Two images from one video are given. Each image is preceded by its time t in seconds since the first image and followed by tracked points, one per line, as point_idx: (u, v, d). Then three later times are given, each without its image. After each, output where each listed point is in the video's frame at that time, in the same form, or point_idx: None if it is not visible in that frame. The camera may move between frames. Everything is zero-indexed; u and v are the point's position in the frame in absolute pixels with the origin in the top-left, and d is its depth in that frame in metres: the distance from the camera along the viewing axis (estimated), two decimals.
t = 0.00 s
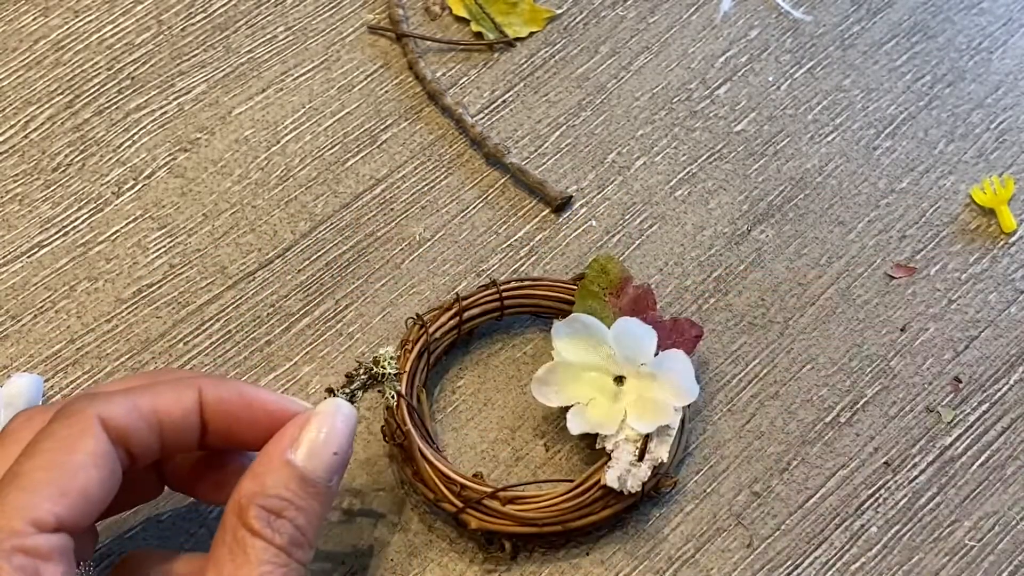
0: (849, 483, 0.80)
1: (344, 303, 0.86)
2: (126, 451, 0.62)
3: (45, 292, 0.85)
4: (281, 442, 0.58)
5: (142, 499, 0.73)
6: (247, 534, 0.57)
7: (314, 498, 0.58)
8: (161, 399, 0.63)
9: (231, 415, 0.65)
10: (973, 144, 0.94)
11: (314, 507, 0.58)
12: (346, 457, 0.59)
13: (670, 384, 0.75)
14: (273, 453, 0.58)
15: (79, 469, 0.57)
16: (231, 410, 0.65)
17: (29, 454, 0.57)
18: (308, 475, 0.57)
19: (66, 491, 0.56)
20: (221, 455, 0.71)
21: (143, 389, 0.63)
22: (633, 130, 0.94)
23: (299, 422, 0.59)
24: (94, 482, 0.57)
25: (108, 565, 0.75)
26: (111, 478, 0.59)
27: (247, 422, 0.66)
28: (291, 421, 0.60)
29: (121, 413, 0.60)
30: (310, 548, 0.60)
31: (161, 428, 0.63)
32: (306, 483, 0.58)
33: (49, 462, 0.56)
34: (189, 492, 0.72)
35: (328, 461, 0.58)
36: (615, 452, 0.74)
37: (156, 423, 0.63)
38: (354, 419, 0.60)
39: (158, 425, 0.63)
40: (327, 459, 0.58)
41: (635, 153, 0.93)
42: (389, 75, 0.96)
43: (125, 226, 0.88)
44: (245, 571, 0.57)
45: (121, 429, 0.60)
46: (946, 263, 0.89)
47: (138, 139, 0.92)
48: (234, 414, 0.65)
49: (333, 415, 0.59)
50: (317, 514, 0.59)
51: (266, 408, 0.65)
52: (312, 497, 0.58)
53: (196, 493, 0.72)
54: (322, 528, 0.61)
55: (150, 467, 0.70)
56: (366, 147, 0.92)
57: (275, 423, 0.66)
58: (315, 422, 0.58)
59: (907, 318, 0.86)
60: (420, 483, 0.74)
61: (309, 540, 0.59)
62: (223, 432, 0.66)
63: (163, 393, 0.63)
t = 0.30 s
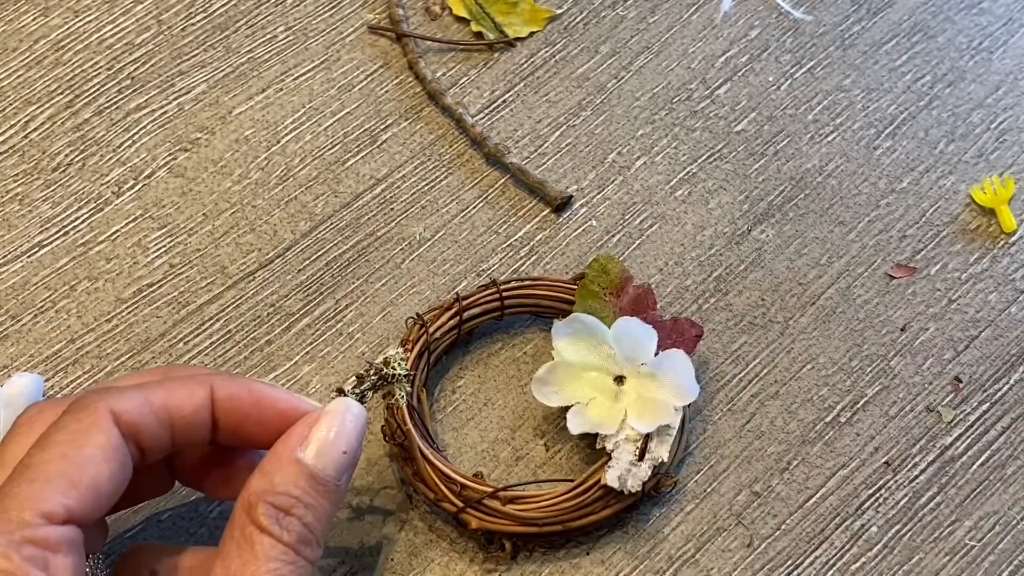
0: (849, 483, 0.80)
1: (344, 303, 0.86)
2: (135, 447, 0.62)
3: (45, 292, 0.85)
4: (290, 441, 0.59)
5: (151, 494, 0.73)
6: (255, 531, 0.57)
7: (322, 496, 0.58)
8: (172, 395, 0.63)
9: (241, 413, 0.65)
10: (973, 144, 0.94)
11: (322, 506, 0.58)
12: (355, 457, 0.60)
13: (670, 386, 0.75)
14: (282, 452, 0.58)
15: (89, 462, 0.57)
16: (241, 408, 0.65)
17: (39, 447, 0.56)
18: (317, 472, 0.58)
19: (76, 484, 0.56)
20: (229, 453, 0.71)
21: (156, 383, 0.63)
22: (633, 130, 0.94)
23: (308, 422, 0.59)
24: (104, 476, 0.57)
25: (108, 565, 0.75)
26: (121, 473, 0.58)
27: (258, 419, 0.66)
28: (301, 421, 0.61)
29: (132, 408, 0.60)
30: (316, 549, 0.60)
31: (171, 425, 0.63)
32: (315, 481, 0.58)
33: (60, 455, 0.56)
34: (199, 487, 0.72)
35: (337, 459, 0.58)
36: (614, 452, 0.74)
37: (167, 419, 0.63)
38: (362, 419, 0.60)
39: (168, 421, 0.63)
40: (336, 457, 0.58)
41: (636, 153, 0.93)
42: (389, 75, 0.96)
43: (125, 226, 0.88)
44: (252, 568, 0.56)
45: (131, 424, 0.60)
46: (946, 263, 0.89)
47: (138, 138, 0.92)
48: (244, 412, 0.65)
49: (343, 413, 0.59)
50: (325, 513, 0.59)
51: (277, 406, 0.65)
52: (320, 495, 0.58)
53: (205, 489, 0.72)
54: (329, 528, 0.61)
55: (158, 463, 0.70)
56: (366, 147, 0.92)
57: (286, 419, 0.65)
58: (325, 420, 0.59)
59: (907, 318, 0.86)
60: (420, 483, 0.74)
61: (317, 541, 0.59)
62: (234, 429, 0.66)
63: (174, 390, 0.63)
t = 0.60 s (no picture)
0: (849, 483, 0.80)
1: (344, 303, 0.86)
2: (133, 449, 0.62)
3: (45, 292, 0.85)
4: (288, 443, 0.58)
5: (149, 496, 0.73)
6: (253, 532, 0.57)
7: (321, 498, 0.58)
8: (170, 398, 0.63)
9: (239, 416, 0.65)
10: (974, 144, 0.94)
11: (320, 507, 0.58)
12: (352, 458, 0.59)
13: (671, 386, 0.75)
14: (280, 454, 0.58)
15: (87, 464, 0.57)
16: (239, 411, 0.65)
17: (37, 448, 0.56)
18: (315, 474, 0.58)
19: (76, 484, 0.56)
20: (226, 455, 0.71)
21: (153, 386, 0.63)
22: (633, 130, 0.94)
23: (306, 423, 0.59)
24: (104, 476, 0.57)
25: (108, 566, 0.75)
26: (119, 474, 0.59)
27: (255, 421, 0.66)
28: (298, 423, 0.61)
29: (130, 410, 0.61)
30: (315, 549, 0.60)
31: (169, 427, 0.63)
32: (313, 483, 0.58)
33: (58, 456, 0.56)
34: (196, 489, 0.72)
35: (335, 461, 0.58)
36: (614, 452, 0.74)
37: (165, 421, 0.63)
38: (359, 421, 0.60)
39: (166, 424, 0.63)
40: (333, 459, 0.58)
41: (636, 154, 0.93)
42: (389, 75, 0.96)
43: (125, 226, 0.88)
44: (251, 569, 0.56)
45: (130, 426, 0.60)
46: (946, 263, 0.89)
47: (138, 139, 0.92)
48: (241, 414, 0.65)
49: (340, 415, 0.59)
50: (323, 514, 0.59)
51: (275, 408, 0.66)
52: (319, 496, 0.58)
53: (201, 491, 0.72)
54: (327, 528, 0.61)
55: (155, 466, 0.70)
56: (366, 147, 0.92)
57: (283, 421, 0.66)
58: (323, 423, 0.58)
59: (907, 318, 0.86)
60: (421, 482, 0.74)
61: (315, 541, 0.59)
62: (231, 432, 0.66)
63: (173, 393, 0.63)
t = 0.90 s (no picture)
0: (849, 483, 0.80)
1: (344, 303, 0.86)
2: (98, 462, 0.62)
3: (45, 292, 0.85)
4: (253, 451, 0.58)
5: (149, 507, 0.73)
6: (217, 543, 0.57)
7: (287, 505, 0.58)
8: (132, 410, 0.63)
9: (203, 425, 0.64)
10: (974, 144, 0.94)
11: (286, 516, 0.58)
12: (319, 464, 0.59)
13: (671, 386, 0.75)
14: (245, 463, 0.58)
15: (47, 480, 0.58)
16: (203, 420, 0.64)
17: None
18: (279, 483, 0.57)
19: (34, 500, 0.57)
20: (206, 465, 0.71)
21: (117, 398, 0.64)
22: (633, 130, 0.94)
23: (272, 430, 0.59)
24: (63, 492, 0.58)
25: (108, 566, 0.75)
26: (81, 487, 0.59)
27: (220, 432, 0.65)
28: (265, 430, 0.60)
29: (90, 424, 0.61)
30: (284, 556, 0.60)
31: (132, 440, 0.63)
32: (277, 491, 0.57)
33: (18, 473, 0.58)
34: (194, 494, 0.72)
35: (300, 468, 0.58)
36: (615, 452, 0.74)
37: (128, 434, 0.63)
38: (325, 426, 0.60)
39: (129, 437, 0.63)
40: (297, 467, 0.58)
41: (636, 154, 0.93)
42: (389, 75, 0.96)
43: (125, 226, 0.88)
44: None
45: (91, 440, 0.61)
46: (946, 263, 0.89)
47: (138, 139, 0.92)
48: (206, 424, 0.64)
49: (304, 421, 0.59)
50: (289, 523, 0.59)
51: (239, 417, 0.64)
52: (285, 505, 0.58)
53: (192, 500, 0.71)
54: (297, 535, 0.61)
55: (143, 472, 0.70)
56: (366, 147, 0.92)
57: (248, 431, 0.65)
58: (287, 430, 0.58)
59: (907, 318, 0.86)
60: (421, 482, 0.74)
61: (284, 548, 0.59)
62: (197, 444, 0.65)
63: (136, 404, 0.63)
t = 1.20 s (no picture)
0: (849, 483, 0.80)
1: (344, 303, 0.86)
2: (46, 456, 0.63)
3: (46, 292, 0.86)
4: (196, 436, 0.57)
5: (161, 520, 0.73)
6: (161, 530, 0.56)
7: (233, 486, 0.57)
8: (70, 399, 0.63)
9: (146, 413, 0.64)
10: (974, 144, 0.94)
11: (234, 498, 0.57)
12: (265, 444, 0.58)
13: (671, 386, 0.75)
14: (187, 448, 0.57)
15: None
16: (146, 408, 0.64)
17: None
18: (223, 464, 0.56)
19: None
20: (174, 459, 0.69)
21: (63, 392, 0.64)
22: (633, 130, 0.94)
23: (214, 412, 0.58)
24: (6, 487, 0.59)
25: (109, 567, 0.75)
26: (23, 482, 0.60)
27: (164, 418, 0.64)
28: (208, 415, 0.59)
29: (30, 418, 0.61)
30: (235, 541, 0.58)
31: (75, 430, 0.63)
32: (223, 472, 0.56)
33: None
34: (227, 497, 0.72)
35: (243, 447, 0.57)
36: (615, 452, 0.74)
37: (70, 425, 0.63)
38: (269, 406, 0.59)
39: (73, 428, 0.63)
40: (240, 447, 0.56)
41: (636, 154, 0.93)
42: (389, 75, 0.96)
43: (125, 226, 0.88)
44: (161, 566, 0.55)
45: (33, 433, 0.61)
46: (946, 263, 0.89)
47: (138, 139, 0.92)
48: (149, 412, 0.64)
49: (246, 402, 0.58)
50: (237, 505, 0.57)
51: (178, 402, 0.63)
52: (230, 487, 0.56)
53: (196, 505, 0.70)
54: (249, 519, 0.59)
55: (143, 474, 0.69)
56: (366, 147, 0.92)
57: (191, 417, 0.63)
58: (229, 412, 0.57)
59: (907, 318, 0.86)
60: (421, 483, 0.74)
61: (236, 532, 0.58)
62: (144, 433, 0.64)
63: (78, 395, 0.63)
